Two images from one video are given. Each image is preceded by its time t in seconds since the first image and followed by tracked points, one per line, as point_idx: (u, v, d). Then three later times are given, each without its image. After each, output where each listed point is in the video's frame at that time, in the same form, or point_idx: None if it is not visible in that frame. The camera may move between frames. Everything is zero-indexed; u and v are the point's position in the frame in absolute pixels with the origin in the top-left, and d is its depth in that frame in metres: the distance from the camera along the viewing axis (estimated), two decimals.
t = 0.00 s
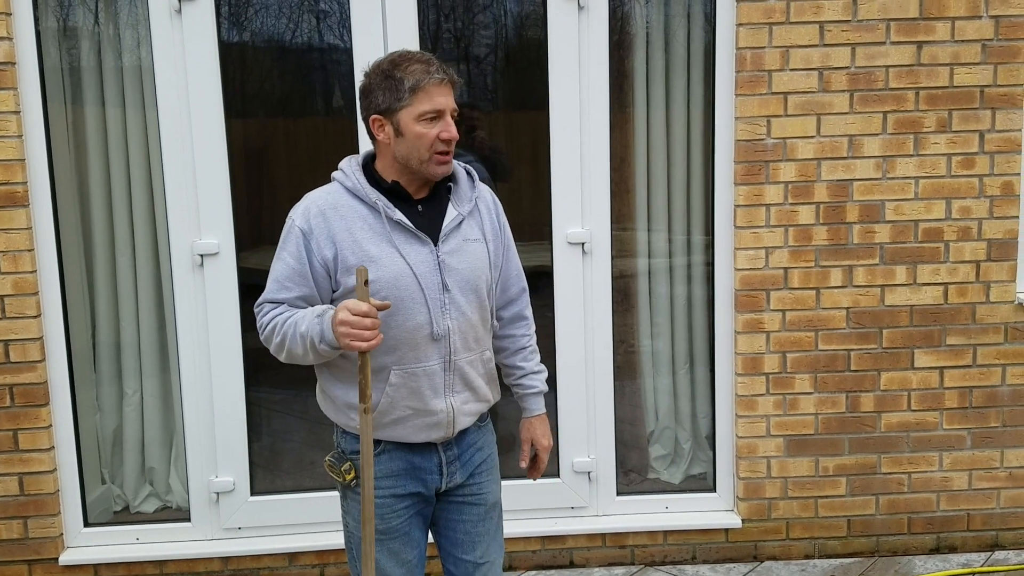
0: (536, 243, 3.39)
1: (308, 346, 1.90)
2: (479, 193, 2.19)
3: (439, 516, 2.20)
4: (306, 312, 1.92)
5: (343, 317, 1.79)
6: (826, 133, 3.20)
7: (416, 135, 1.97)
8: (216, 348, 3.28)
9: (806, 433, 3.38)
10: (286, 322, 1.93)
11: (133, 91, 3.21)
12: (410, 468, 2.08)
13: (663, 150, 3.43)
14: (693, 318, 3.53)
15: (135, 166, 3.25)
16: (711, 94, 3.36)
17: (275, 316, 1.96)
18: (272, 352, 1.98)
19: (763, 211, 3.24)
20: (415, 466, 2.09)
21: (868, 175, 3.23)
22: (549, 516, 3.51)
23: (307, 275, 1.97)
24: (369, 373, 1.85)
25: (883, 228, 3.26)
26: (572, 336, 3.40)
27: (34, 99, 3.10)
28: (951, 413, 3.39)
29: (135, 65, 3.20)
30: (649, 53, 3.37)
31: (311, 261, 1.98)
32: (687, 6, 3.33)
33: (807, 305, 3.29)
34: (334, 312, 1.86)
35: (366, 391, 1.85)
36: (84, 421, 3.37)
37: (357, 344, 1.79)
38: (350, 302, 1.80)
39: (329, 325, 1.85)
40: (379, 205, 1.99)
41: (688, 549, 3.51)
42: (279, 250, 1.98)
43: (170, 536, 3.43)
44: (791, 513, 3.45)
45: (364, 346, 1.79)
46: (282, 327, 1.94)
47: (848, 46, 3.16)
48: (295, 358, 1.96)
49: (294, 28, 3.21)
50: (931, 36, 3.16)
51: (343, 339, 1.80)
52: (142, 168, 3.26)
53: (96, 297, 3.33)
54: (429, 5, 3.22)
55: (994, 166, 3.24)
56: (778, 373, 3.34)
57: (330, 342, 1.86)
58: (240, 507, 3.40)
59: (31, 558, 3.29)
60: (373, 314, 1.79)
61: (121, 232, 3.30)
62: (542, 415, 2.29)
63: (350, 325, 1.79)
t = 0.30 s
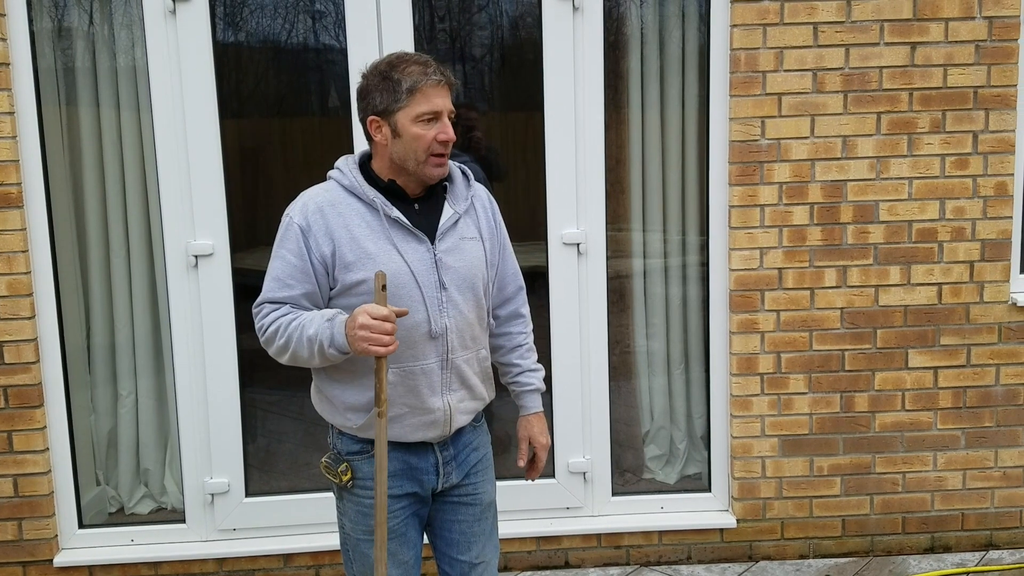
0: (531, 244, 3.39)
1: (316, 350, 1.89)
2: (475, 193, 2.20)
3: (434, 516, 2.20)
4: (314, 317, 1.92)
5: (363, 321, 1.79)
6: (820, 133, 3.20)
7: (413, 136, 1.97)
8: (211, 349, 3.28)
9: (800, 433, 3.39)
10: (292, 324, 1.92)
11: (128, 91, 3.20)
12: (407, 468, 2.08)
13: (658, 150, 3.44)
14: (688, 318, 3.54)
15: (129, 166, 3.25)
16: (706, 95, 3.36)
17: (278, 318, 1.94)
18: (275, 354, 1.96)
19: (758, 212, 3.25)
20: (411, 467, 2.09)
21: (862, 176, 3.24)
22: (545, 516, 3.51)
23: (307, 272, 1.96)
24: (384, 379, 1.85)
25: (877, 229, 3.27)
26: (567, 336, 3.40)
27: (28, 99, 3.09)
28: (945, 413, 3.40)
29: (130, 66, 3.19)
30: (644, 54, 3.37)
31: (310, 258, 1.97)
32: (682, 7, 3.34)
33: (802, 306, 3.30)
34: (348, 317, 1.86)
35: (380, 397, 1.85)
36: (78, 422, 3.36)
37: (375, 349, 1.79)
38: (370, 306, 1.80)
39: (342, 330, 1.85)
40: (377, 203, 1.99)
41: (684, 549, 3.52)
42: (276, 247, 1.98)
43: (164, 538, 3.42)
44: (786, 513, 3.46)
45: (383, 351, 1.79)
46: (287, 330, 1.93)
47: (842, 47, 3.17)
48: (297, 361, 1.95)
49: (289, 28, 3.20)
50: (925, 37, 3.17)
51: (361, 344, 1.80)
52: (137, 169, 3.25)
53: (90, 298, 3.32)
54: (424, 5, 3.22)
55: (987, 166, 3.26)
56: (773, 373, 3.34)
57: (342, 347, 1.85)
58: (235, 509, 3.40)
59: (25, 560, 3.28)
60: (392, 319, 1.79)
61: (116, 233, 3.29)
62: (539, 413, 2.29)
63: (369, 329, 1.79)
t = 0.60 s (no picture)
0: (530, 246, 3.39)
1: (316, 353, 1.89)
2: (474, 195, 2.20)
3: (433, 518, 2.20)
4: (314, 319, 1.92)
5: (362, 324, 1.79)
6: (818, 135, 3.21)
7: (412, 137, 1.97)
8: (209, 351, 3.28)
9: (799, 435, 3.39)
10: (293, 327, 1.92)
11: (126, 93, 3.20)
12: (406, 470, 2.09)
13: (657, 152, 3.44)
14: (686, 320, 3.54)
15: (128, 168, 3.25)
16: (704, 97, 3.37)
17: (279, 320, 1.94)
18: (275, 356, 1.96)
19: (756, 214, 3.25)
20: (411, 468, 2.09)
21: (860, 178, 3.24)
22: (543, 518, 3.51)
23: (308, 273, 1.96)
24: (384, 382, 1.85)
25: (875, 231, 3.27)
26: (566, 338, 3.40)
27: (27, 101, 3.09)
28: (943, 415, 3.41)
29: (129, 68, 3.19)
30: (642, 56, 3.38)
31: (310, 259, 1.97)
32: (680, 9, 3.34)
33: (800, 307, 3.30)
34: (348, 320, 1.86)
35: (380, 400, 1.85)
36: (77, 424, 3.36)
37: (376, 352, 1.79)
38: (369, 308, 1.80)
39: (343, 333, 1.85)
40: (377, 205, 2.00)
41: (683, 551, 3.52)
42: (276, 249, 1.98)
43: (163, 540, 3.41)
44: (784, 515, 3.46)
45: (383, 353, 1.79)
46: (288, 332, 1.93)
47: (840, 50, 3.17)
48: (297, 363, 1.95)
49: (287, 31, 3.20)
50: (922, 39, 3.18)
51: (361, 347, 1.79)
52: (135, 171, 3.25)
53: (88, 299, 3.32)
54: (423, 8, 3.22)
55: (985, 168, 3.26)
56: (771, 375, 3.35)
57: (341, 350, 1.85)
58: (234, 511, 3.39)
59: (23, 562, 3.28)
60: (392, 322, 1.79)
61: (114, 235, 3.29)
62: (543, 412, 2.28)
63: (369, 332, 1.78)
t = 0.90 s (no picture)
0: (528, 246, 3.39)
1: (315, 352, 1.89)
2: (472, 196, 2.20)
3: (432, 517, 2.20)
4: (313, 319, 1.91)
5: (362, 324, 1.78)
6: (817, 136, 3.21)
7: (410, 138, 1.97)
8: (208, 351, 3.28)
9: (797, 435, 3.39)
10: (291, 327, 1.92)
11: (125, 92, 3.20)
12: (404, 470, 2.08)
13: (656, 152, 3.44)
14: (685, 321, 3.54)
15: (127, 168, 3.25)
16: (703, 97, 3.37)
17: (278, 320, 1.94)
18: (274, 356, 1.96)
19: (755, 214, 3.25)
20: (409, 468, 2.09)
21: (859, 178, 3.24)
22: (542, 519, 3.51)
23: (307, 273, 1.95)
24: (384, 382, 1.85)
25: (874, 231, 3.27)
26: (565, 339, 3.40)
27: (26, 100, 3.09)
28: (942, 415, 3.41)
29: (128, 68, 3.19)
30: (642, 56, 3.38)
31: (309, 259, 1.97)
32: (679, 9, 3.34)
33: (799, 308, 3.30)
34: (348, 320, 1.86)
35: (378, 400, 1.85)
36: (75, 424, 3.36)
37: (375, 351, 1.79)
38: (369, 308, 1.80)
39: (342, 333, 1.85)
40: (376, 205, 1.99)
41: (681, 552, 3.52)
42: (274, 249, 1.97)
43: (161, 540, 3.41)
44: (783, 515, 3.46)
45: (383, 353, 1.79)
46: (287, 333, 1.92)
47: (839, 50, 3.18)
48: (296, 363, 1.95)
49: (286, 30, 3.20)
50: (921, 40, 3.18)
51: (361, 347, 1.79)
52: (134, 171, 3.25)
53: (87, 299, 3.32)
54: (422, 8, 3.22)
55: (984, 168, 3.26)
56: (770, 375, 3.35)
57: (340, 350, 1.86)
58: (232, 511, 3.39)
59: (22, 561, 3.28)
60: (392, 321, 1.79)
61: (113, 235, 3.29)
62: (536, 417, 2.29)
63: (369, 332, 1.78)
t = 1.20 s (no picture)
0: (527, 244, 3.40)
1: (313, 352, 1.89)
2: (471, 197, 2.20)
3: (434, 517, 2.19)
4: (312, 319, 1.91)
5: (361, 322, 1.78)
6: (815, 135, 3.21)
7: (398, 137, 1.97)
8: (206, 350, 3.27)
9: (795, 434, 3.39)
10: (290, 327, 1.91)
11: (123, 91, 3.20)
12: (403, 470, 2.08)
13: (653, 150, 3.45)
14: (683, 319, 3.55)
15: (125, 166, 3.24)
16: (701, 96, 3.37)
17: (276, 320, 1.93)
18: (272, 357, 1.95)
19: (753, 213, 3.25)
20: (408, 469, 2.08)
21: (856, 177, 3.25)
22: (540, 517, 3.52)
23: (306, 273, 1.95)
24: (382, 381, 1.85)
25: (872, 230, 3.28)
26: (563, 337, 3.40)
27: (23, 98, 3.09)
28: (939, 414, 3.42)
29: (125, 66, 3.18)
30: (640, 54, 3.38)
31: (308, 259, 1.96)
32: (677, 8, 3.34)
33: (797, 306, 3.31)
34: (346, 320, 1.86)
35: (377, 399, 1.85)
36: (73, 422, 3.35)
37: (374, 351, 1.79)
38: (367, 307, 1.80)
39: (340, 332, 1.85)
40: (376, 205, 1.99)
41: (679, 550, 3.52)
42: (273, 250, 1.97)
43: (159, 538, 3.41)
44: (780, 513, 3.47)
45: (381, 353, 1.79)
46: (285, 333, 1.92)
47: (837, 49, 3.18)
48: (295, 364, 1.94)
49: (284, 29, 3.20)
50: (919, 38, 3.19)
51: (359, 345, 1.79)
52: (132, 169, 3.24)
53: (84, 297, 3.32)
54: (420, 6, 3.22)
55: (981, 167, 3.27)
56: (768, 373, 3.35)
57: (338, 349, 1.85)
58: (230, 509, 3.39)
59: (20, 560, 3.27)
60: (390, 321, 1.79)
61: (110, 234, 3.28)
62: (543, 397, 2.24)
63: (367, 331, 1.78)
